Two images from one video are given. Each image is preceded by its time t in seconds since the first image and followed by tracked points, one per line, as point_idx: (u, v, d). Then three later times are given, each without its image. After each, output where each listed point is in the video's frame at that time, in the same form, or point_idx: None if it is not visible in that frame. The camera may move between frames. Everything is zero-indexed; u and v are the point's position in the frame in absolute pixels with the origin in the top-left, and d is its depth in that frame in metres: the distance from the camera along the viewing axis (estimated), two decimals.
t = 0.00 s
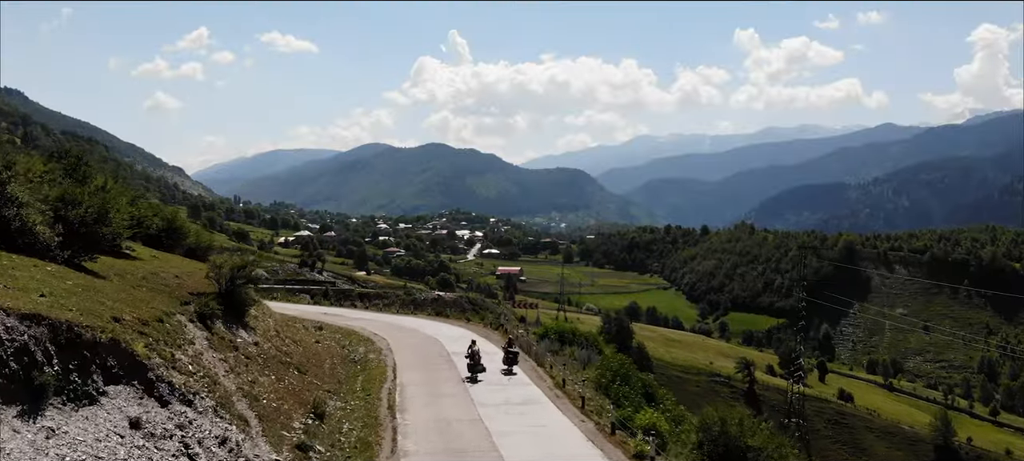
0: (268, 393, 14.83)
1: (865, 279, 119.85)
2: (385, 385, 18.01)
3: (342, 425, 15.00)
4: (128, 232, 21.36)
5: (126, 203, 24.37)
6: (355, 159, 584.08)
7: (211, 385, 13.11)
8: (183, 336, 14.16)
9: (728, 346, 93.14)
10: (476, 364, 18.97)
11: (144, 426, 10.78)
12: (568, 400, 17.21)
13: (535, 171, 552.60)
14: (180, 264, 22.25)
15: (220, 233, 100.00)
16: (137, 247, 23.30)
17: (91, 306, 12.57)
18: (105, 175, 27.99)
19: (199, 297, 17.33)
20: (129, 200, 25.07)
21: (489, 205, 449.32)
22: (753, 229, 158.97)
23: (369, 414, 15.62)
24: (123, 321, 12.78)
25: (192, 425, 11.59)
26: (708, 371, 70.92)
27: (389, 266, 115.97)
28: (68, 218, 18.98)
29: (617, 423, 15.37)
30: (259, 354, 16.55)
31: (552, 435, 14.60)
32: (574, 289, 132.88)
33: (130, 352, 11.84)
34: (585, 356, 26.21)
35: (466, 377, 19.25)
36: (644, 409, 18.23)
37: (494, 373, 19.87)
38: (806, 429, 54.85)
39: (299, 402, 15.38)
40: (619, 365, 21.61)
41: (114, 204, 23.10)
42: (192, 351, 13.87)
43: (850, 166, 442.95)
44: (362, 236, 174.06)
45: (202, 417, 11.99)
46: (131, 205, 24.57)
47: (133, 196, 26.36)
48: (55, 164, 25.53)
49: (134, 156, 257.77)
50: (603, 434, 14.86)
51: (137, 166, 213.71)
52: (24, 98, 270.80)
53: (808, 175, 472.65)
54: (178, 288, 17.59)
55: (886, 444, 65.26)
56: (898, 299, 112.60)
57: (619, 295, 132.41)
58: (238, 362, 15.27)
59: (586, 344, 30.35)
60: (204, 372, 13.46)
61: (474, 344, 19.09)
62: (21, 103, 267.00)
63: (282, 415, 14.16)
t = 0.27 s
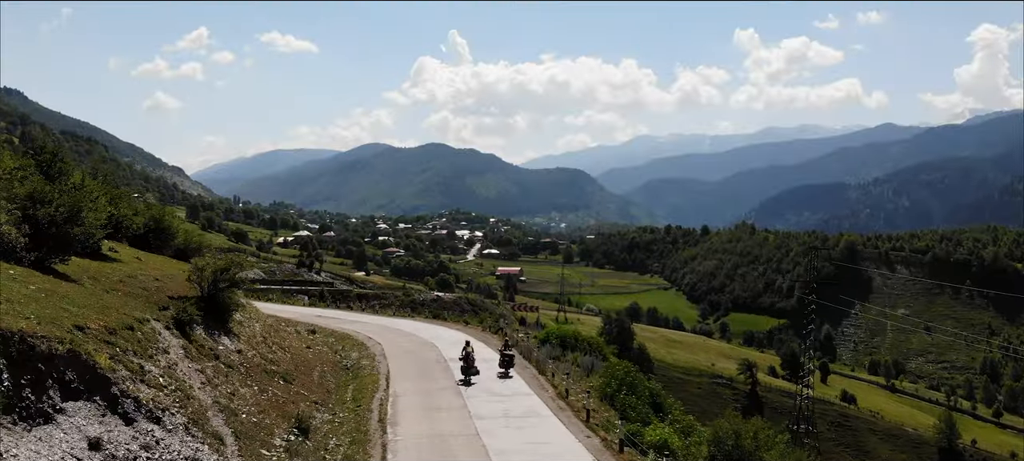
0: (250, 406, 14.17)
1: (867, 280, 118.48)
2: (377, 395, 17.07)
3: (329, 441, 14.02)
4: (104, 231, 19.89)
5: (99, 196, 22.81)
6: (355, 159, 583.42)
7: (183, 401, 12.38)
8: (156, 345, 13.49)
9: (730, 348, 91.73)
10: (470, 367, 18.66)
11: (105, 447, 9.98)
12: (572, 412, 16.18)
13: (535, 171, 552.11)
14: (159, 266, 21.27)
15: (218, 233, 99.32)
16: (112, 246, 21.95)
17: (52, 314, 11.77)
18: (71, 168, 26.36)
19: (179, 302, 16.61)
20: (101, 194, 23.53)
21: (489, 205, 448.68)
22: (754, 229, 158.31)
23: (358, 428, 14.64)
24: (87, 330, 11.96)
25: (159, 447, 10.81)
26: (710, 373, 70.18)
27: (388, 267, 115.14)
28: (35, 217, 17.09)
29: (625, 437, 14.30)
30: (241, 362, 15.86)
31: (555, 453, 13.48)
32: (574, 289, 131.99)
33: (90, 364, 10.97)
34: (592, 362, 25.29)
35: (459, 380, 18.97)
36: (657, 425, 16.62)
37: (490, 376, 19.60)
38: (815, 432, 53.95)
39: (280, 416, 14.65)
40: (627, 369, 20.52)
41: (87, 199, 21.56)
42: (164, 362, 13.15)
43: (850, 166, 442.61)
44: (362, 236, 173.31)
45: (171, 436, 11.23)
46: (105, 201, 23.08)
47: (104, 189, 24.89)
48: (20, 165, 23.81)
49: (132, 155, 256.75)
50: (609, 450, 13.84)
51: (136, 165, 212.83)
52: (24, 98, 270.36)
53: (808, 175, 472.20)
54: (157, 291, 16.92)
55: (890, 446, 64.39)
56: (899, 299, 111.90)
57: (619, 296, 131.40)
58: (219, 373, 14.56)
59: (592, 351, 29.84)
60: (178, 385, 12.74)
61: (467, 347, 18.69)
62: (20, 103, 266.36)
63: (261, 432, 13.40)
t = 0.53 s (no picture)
0: (227, 422, 13.46)
1: (869, 280, 114.12)
2: (367, 407, 16.10)
3: (313, 459, 13.18)
4: (75, 230, 19.05)
5: (74, 194, 22.05)
6: (355, 159, 582.86)
7: (150, 419, 11.59)
8: (124, 356, 12.74)
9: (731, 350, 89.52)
10: (463, 370, 18.48)
11: None
12: (577, 427, 15.08)
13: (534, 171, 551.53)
14: (140, 269, 20.56)
15: (217, 233, 98.85)
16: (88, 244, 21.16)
17: (7, 323, 11.00)
18: (47, 168, 25.62)
19: (155, 308, 15.95)
20: (78, 191, 22.75)
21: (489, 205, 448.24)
22: (755, 230, 157.81)
23: (346, 445, 13.73)
24: (45, 341, 11.20)
25: None
26: (712, 374, 69.56)
27: (388, 267, 114.62)
28: None
29: (635, 455, 13.20)
30: (220, 372, 15.18)
31: None
32: (574, 289, 131.21)
33: (45, 380, 10.13)
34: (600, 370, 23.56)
35: (453, 382, 18.83)
36: (667, 439, 15.55)
37: (485, 380, 19.41)
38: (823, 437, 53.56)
39: (260, 432, 13.92)
40: (633, 376, 19.45)
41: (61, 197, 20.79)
42: (132, 375, 12.39)
43: (850, 166, 442.07)
44: (361, 236, 172.89)
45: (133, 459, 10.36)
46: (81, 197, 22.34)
47: (81, 187, 24.13)
48: None
49: (131, 155, 256.27)
50: None
51: (135, 165, 211.56)
52: (24, 98, 270.35)
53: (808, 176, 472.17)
54: (132, 296, 16.34)
55: (894, 448, 64.81)
56: (901, 300, 110.98)
57: (620, 296, 130.54)
58: (195, 387, 13.84)
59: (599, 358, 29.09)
60: (146, 401, 11.97)
61: (461, 349, 18.62)
62: (19, 102, 266.14)
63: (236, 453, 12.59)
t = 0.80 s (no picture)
0: (200, 441, 12.59)
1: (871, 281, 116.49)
2: (357, 421, 15.30)
3: None
4: (45, 231, 18.17)
5: (58, 193, 21.49)
6: (355, 159, 582.45)
7: (109, 440, 10.71)
8: (88, 369, 11.95)
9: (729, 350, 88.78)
10: (458, 373, 18.18)
11: None
12: (582, 445, 14.21)
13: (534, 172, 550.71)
14: (118, 272, 19.79)
15: (214, 233, 98.11)
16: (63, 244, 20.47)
17: None
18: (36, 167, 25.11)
19: (128, 316, 15.16)
20: (61, 191, 22.20)
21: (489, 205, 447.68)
22: (756, 230, 156.98)
23: None
24: None
25: None
26: (713, 376, 68.75)
27: (387, 268, 113.85)
28: None
29: None
30: (198, 384, 14.55)
31: None
32: (574, 290, 130.40)
33: None
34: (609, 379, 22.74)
35: (447, 384, 18.61)
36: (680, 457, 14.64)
37: (481, 384, 19.12)
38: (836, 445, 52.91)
39: (237, 451, 13.01)
40: (641, 387, 18.56)
41: (35, 196, 20.02)
42: (94, 391, 11.56)
43: (850, 166, 442.04)
44: (361, 236, 172.19)
45: None
46: (65, 197, 21.74)
47: (65, 186, 23.56)
48: None
49: (131, 156, 255.84)
50: None
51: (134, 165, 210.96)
52: (24, 98, 269.79)
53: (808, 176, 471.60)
54: (105, 301, 15.71)
55: (898, 452, 63.16)
56: (902, 301, 110.23)
57: (620, 297, 129.68)
58: (167, 402, 13.05)
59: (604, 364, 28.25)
60: (106, 420, 11.08)
61: (454, 353, 18.46)
62: (18, 102, 265.71)
63: None
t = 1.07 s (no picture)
0: None
1: (871, 280, 114.13)
2: (344, 434, 14.59)
3: None
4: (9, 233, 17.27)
5: (37, 191, 20.88)
6: (355, 159, 581.42)
7: None
8: (45, 384, 11.10)
9: (731, 351, 88.10)
10: (451, 376, 18.13)
11: None
12: None
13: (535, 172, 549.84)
14: (93, 276, 18.99)
15: (212, 234, 97.38)
16: (39, 245, 19.90)
17: None
18: (17, 166, 24.45)
19: (97, 325, 14.42)
20: (43, 189, 21.61)
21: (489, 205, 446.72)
22: (757, 230, 156.26)
23: None
24: None
25: None
26: (716, 379, 67.94)
27: (386, 268, 113.06)
28: None
29: None
30: (171, 398, 13.88)
31: None
32: (575, 290, 129.52)
33: None
34: (611, 386, 22.06)
35: (440, 388, 18.53)
36: None
37: (476, 388, 18.96)
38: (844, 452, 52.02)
39: None
40: (649, 397, 17.79)
41: (4, 196, 19.39)
42: (49, 409, 10.72)
43: (851, 166, 441.37)
44: (360, 236, 171.42)
45: None
46: (44, 196, 21.07)
47: (51, 186, 23.01)
48: None
49: (130, 155, 254.91)
50: None
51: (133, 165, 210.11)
52: (23, 98, 268.92)
53: (808, 177, 471.09)
54: (74, 308, 14.98)
55: (902, 454, 62.40)
56: (904, 302, 109.21)
57: (620, 298, 128.89)
58: (133, 419, 12.23)
59: (608, 369, 27.41)
60: (59, 443, 10.21)
61: (448, 356, 18.37)
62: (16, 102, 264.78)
63: None
